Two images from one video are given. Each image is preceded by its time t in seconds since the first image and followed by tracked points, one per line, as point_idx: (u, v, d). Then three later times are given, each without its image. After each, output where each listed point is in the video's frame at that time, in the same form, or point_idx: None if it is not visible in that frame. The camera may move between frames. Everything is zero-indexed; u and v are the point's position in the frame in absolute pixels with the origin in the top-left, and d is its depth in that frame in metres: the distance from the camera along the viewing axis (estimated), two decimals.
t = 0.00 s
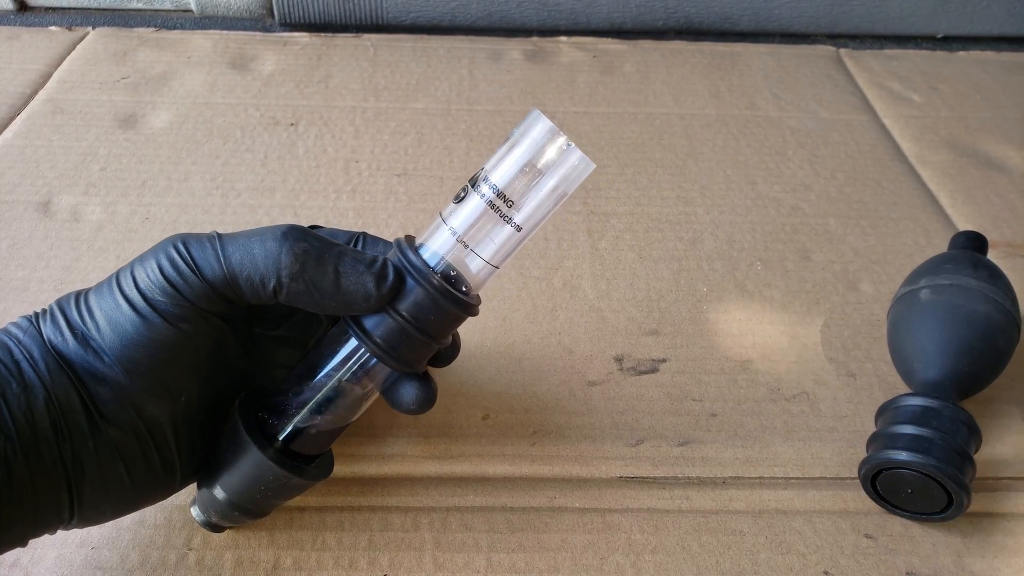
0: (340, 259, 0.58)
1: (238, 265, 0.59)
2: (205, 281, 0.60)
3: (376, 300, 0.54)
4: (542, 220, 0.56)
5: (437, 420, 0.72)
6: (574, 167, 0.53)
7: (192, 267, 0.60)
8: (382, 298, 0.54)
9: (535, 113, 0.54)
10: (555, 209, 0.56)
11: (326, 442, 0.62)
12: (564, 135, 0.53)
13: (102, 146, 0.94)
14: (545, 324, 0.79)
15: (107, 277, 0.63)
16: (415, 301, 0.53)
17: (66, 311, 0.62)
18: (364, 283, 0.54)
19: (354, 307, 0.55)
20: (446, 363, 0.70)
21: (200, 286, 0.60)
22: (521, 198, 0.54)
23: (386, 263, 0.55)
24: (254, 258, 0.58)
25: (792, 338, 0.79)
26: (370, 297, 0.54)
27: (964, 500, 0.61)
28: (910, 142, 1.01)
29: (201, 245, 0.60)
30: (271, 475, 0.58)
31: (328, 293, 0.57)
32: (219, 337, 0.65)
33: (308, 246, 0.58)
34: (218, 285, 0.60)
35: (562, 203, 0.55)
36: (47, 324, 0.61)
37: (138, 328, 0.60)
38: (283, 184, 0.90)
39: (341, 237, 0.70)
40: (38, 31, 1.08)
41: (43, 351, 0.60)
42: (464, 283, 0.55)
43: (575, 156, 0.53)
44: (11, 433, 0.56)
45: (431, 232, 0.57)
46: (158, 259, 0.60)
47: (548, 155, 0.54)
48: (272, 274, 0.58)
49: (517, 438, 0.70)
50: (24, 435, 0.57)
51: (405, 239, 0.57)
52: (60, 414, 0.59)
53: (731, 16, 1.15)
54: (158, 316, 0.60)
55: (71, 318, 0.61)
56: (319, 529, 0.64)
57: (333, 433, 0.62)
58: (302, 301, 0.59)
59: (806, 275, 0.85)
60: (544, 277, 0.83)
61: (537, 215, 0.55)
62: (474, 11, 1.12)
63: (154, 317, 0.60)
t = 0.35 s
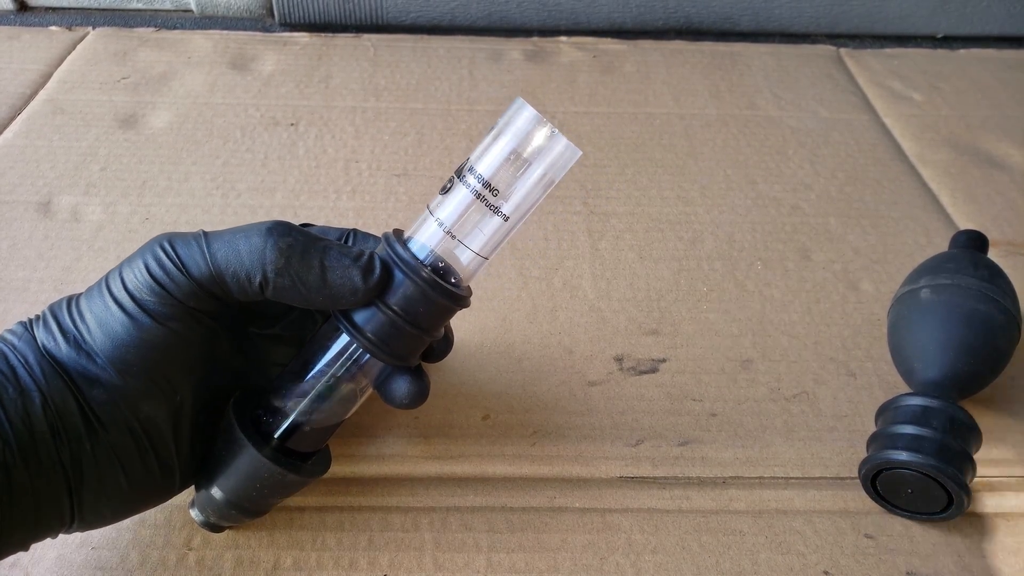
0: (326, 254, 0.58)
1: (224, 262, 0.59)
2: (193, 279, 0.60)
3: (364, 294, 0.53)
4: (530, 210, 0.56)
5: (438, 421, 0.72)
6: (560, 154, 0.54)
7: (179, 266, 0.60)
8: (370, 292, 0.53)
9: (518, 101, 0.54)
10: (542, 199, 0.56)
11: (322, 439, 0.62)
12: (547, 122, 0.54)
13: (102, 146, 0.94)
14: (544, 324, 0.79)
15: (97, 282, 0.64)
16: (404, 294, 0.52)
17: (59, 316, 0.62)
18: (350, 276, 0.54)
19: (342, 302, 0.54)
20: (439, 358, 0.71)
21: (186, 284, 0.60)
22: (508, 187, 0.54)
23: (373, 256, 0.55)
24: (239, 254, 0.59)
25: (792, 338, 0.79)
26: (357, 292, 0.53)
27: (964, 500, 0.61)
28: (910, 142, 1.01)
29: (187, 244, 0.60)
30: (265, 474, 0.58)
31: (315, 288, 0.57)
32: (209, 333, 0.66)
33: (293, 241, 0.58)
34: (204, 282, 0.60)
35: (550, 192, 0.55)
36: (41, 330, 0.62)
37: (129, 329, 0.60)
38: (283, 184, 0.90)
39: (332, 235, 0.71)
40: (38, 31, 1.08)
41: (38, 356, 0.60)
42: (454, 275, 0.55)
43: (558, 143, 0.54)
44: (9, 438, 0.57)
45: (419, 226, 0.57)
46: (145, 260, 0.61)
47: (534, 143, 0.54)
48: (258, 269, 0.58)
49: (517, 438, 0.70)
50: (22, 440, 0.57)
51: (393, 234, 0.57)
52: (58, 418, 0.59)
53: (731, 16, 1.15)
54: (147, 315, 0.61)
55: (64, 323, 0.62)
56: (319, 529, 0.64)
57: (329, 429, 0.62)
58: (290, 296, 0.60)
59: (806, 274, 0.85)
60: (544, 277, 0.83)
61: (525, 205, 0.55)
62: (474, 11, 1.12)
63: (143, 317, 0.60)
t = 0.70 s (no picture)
0: (313, 252, 0.58)
1: (211, 260, 0.59)
2: (181, 280, 0.61)
3: (352, 292, 0.53)
4: (520, 204, 0.56)
5: (437, 421, 0.72)
6: (549, 147, 0.54)
7: (167, 267, 0.60)
8: (359, 289, 0.53)
9: (505, 95, 0.54)
10: (533, 192, 0.56)
11: (318, 438, 0.62)
12: (534, 116, 0.54)
13: (102, 146, 0.94)
14: (544, 324, 0.79)
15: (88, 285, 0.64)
16: (393, 292, 0.52)
17: (53, 319, 0.63)
18: (338, 275, 0.54)
19: (331, 299, 0.54)
20: (433, 356, 0.72)
21: (175, 283, 0.61)
22: (498, 181, 0.54)
23: (362, 254, 0.55)
24: (226, 252, 0.59)
25: (792, 338, 0.79)
26: (345, 289, 0.53)
27: (964, 500, 0.61)
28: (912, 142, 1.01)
29: (173, 243, 0.60)
30: (260, 474, 0.58)
31: (303, 286, 0.57)
32: (199, 331, 0.66)
33: (280, 240, 0.58)
34: (192, 281, 0.61)
35: (540, 184, 0.56)
36: (35, 333, 0.63)
37: (120, 330, 0.61)
38: (283, 184, 0.90)
39: (324, 232, 0.72)
40: (38, 30, 1.08)
41: (32, 359, 0.61)
42: (446, 271, 0.54)
43: (548, 135, 0.54)
44: (7, 440, 0.57)
45: (409, 221, 0.57)
46: (133, 260, 0.61)
47: (522, 137, 0.54)
48: (245, 266, 0.58)
49: (517, 438, 0.70)
50: (20, 442, 0.58)
51: (382, 230, 0.56)
52: (54, 420, 0.60)
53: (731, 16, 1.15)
54: (137, 316, 0.61)
55: (57, 326, 0.62)
56: (319, 529, 0.64)
57: (323, 428, 0.62)
58: (278, 295, 0.60)
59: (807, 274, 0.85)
60: (544, 277, 0.83)
61: (515, 200, 0.55)
62: (473, 11, 1.12)
63: (133, 317, 0.61)
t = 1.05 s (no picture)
0: (308, 252, 0.58)
1: (204, 260, 0.59)
2: (176, 280, 0.61)
3: (347, 293, 0.53)
4: (518, 203, 0.55)
5: (437, 421, 0.72)
6: (546, 145, 0.53)
7: (161, 269, 0.60)
8: (354, 290, 0.53)
9: (502, 93, 0.53)
10: (530, 192, 0.56)
11: (316, 437, 0.62)
12: (531, 113, 0.53)
13: (102, 146, 0.94)
14: (544, 324, 0.79)
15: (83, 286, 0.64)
16: (388, 293, 0.52)
17: (49, 322, 0.63)
18: (333, 276, 0.54)
19: (325, 300, 0.55)
20: (430, 355, 0.72)
21: (169, 284, 0.61)
22: (494, 180, 0.54)
23: (357, 254, 0.54)
24: (219, 252, 0.59)
25: (792, 338, 0.79)
26: (340, 291, 0.53)
27: (965, 500, 0.61)
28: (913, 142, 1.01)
29: (167, 243, 0.60)
30: (257, 475, 0.58)
31: (298, 287, 0.57)
32: (195, 330, 0.66)
33: (274, 240, 0.58)
34: (187, 281, 0.61)
35: (537, 184, 0.55)
36: (31, 336, 0.63)
37: (116, 331, 0.61)
38: (283, 184, 0.90)
39: (322, 232, 0.72)
40: (38, 30, 1.08)
41: (29, 362, 0.61)
42: (443, 271, 0.54)
43: (546, 133, 0.53)
44: (5, 443, 0.57)
45: (405, 220, 0.56)
46: (128, 261, 0.61)
47: (520, 136, 0.53)
48: (239, 267, 0.58)
49: (517, 438, 0.70)
50: (18, 445, 0.58)
51: (378, 230, 0.56)
52: (52, 422, 0.60)
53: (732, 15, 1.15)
54: (132, 317, 0.61)
55: (53, 328, 0.62)
56: (319, 529, 0.64)
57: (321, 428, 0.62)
58: (273, 296, 0.60)
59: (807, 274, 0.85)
60: (544, 277, 0.83)
61: (512, 199, 0.55)
62: (473, 11, 1.12)
63: (128, 317, 0.61)
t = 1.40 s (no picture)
0: (312, 258, 0.58)
1: (209, 263, 0.59)
2: (179, 283, 0.61)
3: (351, 298, 0.53)
4: (524, 211, 0.55)
5: (437, 421, 0.72)
6: (554, 152, 0.54)
7: (164, 271, 0.60)
8: (358, 296, 0.53)
9: (511, 99, 0.53)
10: (536, 200, 0.55)
11: (317, 441, 0.62)
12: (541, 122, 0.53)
13: (102, 146, 0.94)
14: (544, 324, 0.79)
15: (87, 287, 0.64)
16: (393, 299, 0.52)
17: (51, 322, 0.63)
18: (337, 282, 0.54)
19: (330, 305, 0.54)
20: (433, 362, 0.72)
21: (173, 285, 0.61)
22: (502, 187, 0.53)
23: (362, 261, 0.55)
24: (224, 256, 0.59)
25: (792, 338, 0.79)
26: (345, 297, 0.53)
27: (964, 500, 0.61)
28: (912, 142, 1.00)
29: (172, 246, 0.60)
30: (258, 476, 0.58)
31: (301, 292, 0.57)
32: (198, 331, 0.66)
33: (279, 245, 0.58)
34: (191, 284, 0.61)
35: (544, 191, 0.55)
36: (33, 336, 0.63)
37: (119, 333, 0.61)
38: (283, 184, 0.90)
39: (327, 235, 0.72)
40: (38, 30, 1.08)
41: (32, 362, 0.61)
42: (447, 278, 0.55)
43: (552, 142, 0.53)
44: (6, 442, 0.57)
45: (410, 227, 0.56)
46: (132, 262, 0.61)
47: (527, 144, 0.53)
48: (243, 271, 0.58)
49: (517, 438, 0.70)
50: (19, 444, 0.58)
51: (383, 236, 0.56)
52: (54, 422, 0.60)
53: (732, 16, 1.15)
54: (135, 319, 0.61)
55: (56, 329, 0.62)
56: (319, 529, 0.64)
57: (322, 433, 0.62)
58: (276, 301, 0.60)
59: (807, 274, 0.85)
60: (544, 277, 0.83)
61: (519, 206, 0.54)
62: (474, 11, 1.12)
63: (131, 319, 0.61)
